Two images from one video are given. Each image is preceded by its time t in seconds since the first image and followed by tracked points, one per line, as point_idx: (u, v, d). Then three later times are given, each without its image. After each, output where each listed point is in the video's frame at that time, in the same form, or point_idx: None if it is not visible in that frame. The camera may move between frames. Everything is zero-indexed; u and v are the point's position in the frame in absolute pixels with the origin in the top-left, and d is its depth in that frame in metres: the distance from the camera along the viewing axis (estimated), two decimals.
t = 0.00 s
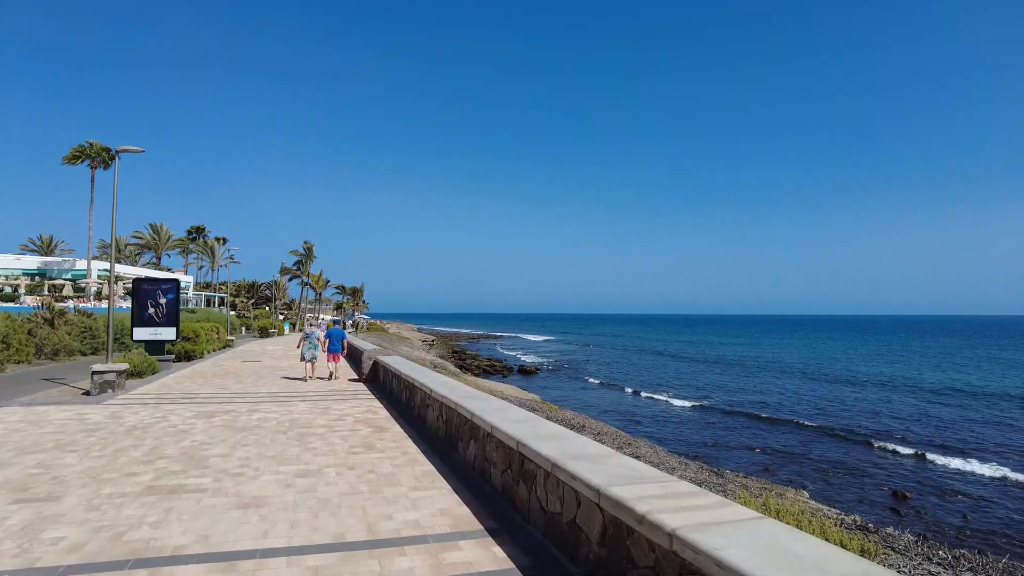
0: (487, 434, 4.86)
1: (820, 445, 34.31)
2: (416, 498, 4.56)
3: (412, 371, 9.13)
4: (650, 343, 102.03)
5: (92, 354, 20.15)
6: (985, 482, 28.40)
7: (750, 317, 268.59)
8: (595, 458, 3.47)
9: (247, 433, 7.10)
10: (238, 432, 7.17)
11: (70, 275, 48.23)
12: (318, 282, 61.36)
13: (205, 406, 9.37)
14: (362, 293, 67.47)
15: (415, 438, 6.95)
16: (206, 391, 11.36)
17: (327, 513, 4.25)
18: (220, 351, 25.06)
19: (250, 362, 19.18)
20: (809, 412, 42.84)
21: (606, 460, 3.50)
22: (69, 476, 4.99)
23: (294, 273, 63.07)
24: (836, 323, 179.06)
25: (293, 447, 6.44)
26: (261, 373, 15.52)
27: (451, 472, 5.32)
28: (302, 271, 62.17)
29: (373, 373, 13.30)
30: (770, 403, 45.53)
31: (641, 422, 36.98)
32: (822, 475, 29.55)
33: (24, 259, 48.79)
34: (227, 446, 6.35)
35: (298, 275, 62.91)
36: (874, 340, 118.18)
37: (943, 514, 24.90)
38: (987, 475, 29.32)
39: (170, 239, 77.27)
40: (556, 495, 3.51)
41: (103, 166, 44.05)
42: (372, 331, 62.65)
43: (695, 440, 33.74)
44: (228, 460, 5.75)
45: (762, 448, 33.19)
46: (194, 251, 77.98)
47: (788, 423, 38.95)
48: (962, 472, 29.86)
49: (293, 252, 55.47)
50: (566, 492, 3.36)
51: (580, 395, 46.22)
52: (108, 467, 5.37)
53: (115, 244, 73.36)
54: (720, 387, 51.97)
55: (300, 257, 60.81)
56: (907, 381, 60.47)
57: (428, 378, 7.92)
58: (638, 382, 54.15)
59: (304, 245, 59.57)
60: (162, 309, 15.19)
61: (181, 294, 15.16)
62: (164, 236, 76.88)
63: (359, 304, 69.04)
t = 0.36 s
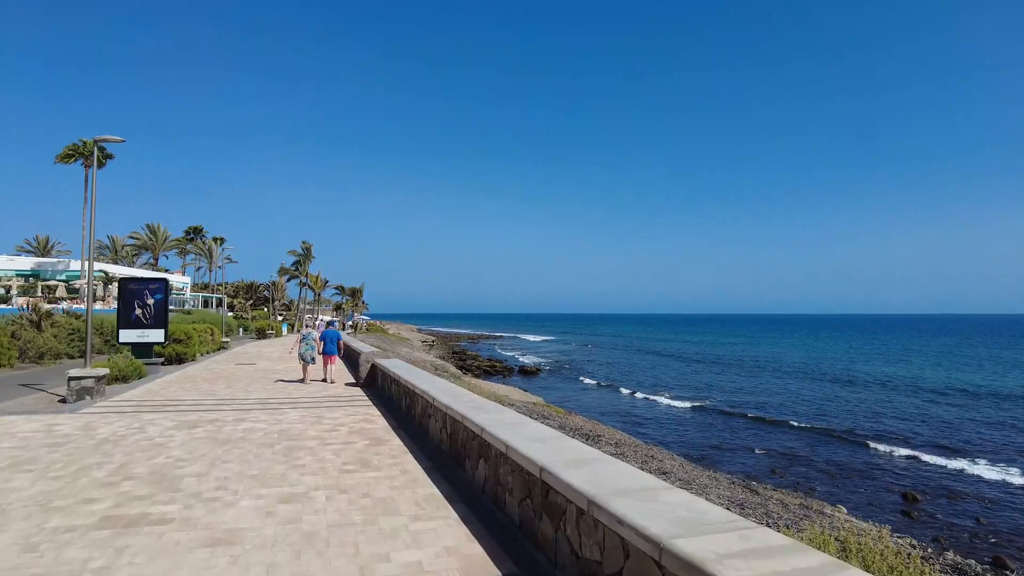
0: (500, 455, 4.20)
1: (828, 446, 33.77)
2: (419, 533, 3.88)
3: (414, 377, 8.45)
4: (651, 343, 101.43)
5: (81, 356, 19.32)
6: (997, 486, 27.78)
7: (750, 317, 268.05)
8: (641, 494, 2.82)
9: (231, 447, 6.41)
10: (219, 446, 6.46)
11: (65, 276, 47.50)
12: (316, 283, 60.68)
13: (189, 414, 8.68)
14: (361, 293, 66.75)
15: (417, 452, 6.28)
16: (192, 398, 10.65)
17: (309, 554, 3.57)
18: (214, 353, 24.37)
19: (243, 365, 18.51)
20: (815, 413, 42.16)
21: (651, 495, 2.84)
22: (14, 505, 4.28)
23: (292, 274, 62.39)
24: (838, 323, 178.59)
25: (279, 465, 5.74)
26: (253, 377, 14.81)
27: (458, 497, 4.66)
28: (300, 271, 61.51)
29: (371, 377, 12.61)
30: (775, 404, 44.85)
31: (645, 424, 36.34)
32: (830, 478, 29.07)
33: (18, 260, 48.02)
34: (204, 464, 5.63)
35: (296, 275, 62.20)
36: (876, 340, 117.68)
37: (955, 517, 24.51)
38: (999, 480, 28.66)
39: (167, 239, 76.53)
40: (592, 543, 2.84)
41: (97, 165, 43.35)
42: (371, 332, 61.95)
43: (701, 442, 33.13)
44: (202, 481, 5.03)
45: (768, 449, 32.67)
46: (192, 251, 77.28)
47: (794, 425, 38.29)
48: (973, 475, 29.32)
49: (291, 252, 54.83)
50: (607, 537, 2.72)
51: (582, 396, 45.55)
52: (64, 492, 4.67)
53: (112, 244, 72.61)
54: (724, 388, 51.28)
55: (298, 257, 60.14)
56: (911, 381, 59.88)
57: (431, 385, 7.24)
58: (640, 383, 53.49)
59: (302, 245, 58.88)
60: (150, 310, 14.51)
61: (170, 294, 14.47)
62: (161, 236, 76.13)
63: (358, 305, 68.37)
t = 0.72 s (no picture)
0: (512, 481, 3.52)
1: (832, 447, 33.28)
2: None
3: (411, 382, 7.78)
4: (650, 342, 100.78)
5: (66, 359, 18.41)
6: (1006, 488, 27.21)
7: (749, 315, 267.51)
8: (713, 551, 2.12)
9: (204, 463, 5.70)
10: (192, 462, 5.75)
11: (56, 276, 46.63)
12: (312, 282, 59.91)
13: (165, 423, 7.96)
14: (358, 293, 65.93)
15: (415, 469, 5.59)
16: (171, 403, 9.91)
17: None
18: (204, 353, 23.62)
19: (233, 367, 17.77)
20: (817, 412, 41.55)
21: (723, 550, 2.16)
22: None
23: (288, 273, 61.57)
24: (838, 321, 178.35)
25: (257, 485, 5.04)
26: (241, 380, 14.08)
27: (462, 528, 3.97)
28: (296, 271, 60.71)
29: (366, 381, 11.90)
30: (777, 403, 44.22)
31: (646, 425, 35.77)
32: (835, 479, 28.67)
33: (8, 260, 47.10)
34: (170, 485, 4.92)
35: (292, 275, 61.39)
36: (875, 338, 117.24)
37: (964, 519, 24.18)
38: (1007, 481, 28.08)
39: (161, 239, 75.56)
40: None
41: (87, 163, 42.50)
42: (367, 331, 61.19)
43: (704, 443, 32.62)
44: (164, 508, 4.32)
45: (772, 450, 32.24)
46: (186, 251, 76.34)
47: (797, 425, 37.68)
48: (981, 477, 28.82)
49: (286, 251, 54.06)
50: None
51: (582, 396, 44.91)
52: None
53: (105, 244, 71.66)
54: (725, 388, 50.67)
55: (293, 255, 59.33)
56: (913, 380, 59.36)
57: (430, 392, 6.53)
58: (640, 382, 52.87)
59: (297, 244, 58.05)
60: (132, 309, 13.77)
61: (153, 293, 13.75)
62: (155, 235, 75.17)
63: (355, 304, 67.59)
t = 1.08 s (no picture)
0: (524, 522, 2.85)
1: (829, 449, 32.87)
2: None
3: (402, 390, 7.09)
4: (643, 343, 100.36)
5: (38, 362, 17.47)
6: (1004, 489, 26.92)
7: (740, 315, 268.48)
8: None
9: (162, 487, 4.96)
10: (149, 485, 5.00)
11: (36, 275, 45.38)
12: (301, 282, 58.87)
13: (128, 435, 7.18)
14: (348, 293, 64.93)
15: (404, 493, 4.88)
16: (141, 412, 9.13)
17: None
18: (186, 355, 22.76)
19: (213, 370, 16.96)
20: (812, 414, 41.15)
21: None
22: None
23: (276, 273, 60.57)
24: (827, 321, 178.68)
25: (220, 514, 4.32)
26: (220, 385, 13.31)
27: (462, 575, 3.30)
28: (284, 270, 59.71)
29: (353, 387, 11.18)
30: (772, 405, 43.82)
31: (642, 427, 35.19)
32: (833, 480, 28.32)
33: None
34: (116, 515, 4.17)
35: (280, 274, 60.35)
36: (866, 338, 117.58)
37: (965, 520, 23.89)
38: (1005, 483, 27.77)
39: (147, 238, 74.12)
40: None
41: (68, 160, 41.32)
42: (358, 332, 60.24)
43: (701, 446, 32.11)
44: (101, 549, 3.58)
45: (769, 452, 31.83)
46: (173, 250, 74.99)
47: (793, 427, 37.24)
48: (980, 478, 28.51)
49: (274, 250, 53.09)
50: None
51: (575, 397, 44.26)
52: None
53: (89, 243, 70.18)
54: (719, 389, 50.24)
55: (281, 255, 58.35)
56: (906, 380, 59.29)
57: (422, 403, 5.82)
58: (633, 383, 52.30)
59: (286, 243, 57.06)
60: (104, 310, 12.93)
61: (127, 291, 12.94)
62: (141, 235, 73.71)
63: (344, 305, 66.66)
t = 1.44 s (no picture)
0: None
1: (823, 450, 32.60)
2: None
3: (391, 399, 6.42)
4: (633, 343, 100.08)
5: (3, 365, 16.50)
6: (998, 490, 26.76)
7: (728, 315, 269.97)
8: None
9: (107, 518, 4.20)
10: (93, 515, 4.25)
11: (11, 275, 43.92)
12: (288, 281, 57.70)
13: (82, 450, 6.39)
14: (335, 292, 63.93)
15: (394, 523, 4.19)
16: (103, 421, 8.32)
17: None
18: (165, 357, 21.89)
19: (191, 373, 16.11)
20: (804, 415, 40.90)
21: None
22: None
23: (262, 272, 59.40)
24: (815, 321, 180.56)
25: (171, 554, 3.58)
26: (196, 389, 12.49)
27: None
28: (269, 270, 58.58)
29: (338, 392, 10.45)
30: (763, 406, 43.55)
31: (634, 429, 34.71)
32: (827, 482, 28.02)
33: None
34: (41, 560, 3.42)
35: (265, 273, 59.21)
36: (853, 337, 118.31)
37: (960, 522, 23.70)
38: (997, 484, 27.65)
39: (129, 237, 72.38)
40: None
41: (45, 155, 39.93)
42: (345, 332, 59.22)
43: (695, 448, 31.67)
44: None
45: (763, 454, 31.51)
46: (156, 249, 73.42)
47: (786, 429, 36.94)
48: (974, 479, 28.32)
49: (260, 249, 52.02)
50: None
51: (567, 398, 43.65)
52: None
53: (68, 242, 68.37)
54: (710, 389, 49.90)
55: (267, 254, 57.22)
56: (895, 380, 59.41)
57: (415, 416, 5.13)
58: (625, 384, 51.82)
59: (272, 242, 55.95)
60: (71, 311, 12.06)
61: (95, 289, 12.07)
62: (122, 234, 71.99)
63: (332, 305, 65.63)
